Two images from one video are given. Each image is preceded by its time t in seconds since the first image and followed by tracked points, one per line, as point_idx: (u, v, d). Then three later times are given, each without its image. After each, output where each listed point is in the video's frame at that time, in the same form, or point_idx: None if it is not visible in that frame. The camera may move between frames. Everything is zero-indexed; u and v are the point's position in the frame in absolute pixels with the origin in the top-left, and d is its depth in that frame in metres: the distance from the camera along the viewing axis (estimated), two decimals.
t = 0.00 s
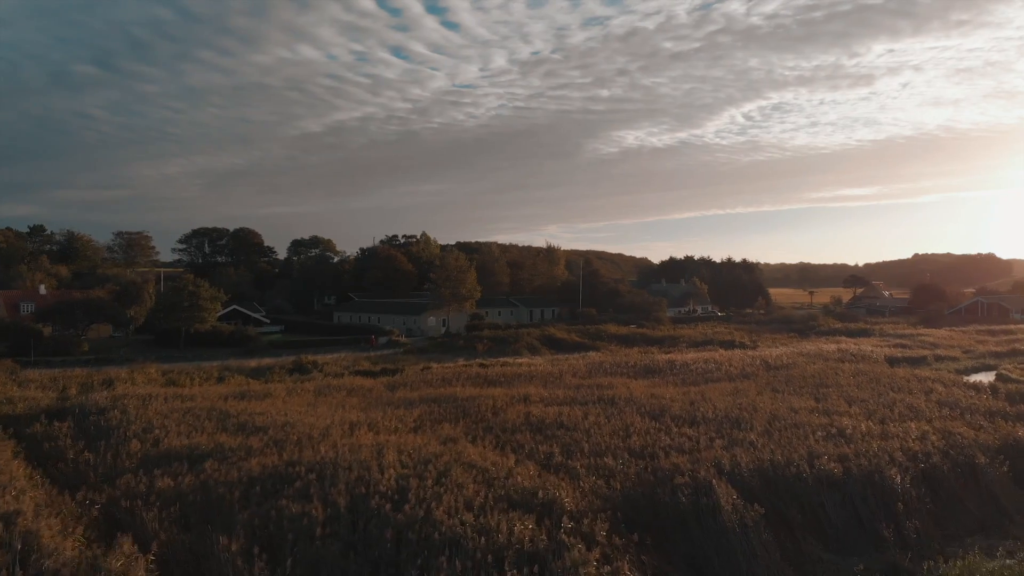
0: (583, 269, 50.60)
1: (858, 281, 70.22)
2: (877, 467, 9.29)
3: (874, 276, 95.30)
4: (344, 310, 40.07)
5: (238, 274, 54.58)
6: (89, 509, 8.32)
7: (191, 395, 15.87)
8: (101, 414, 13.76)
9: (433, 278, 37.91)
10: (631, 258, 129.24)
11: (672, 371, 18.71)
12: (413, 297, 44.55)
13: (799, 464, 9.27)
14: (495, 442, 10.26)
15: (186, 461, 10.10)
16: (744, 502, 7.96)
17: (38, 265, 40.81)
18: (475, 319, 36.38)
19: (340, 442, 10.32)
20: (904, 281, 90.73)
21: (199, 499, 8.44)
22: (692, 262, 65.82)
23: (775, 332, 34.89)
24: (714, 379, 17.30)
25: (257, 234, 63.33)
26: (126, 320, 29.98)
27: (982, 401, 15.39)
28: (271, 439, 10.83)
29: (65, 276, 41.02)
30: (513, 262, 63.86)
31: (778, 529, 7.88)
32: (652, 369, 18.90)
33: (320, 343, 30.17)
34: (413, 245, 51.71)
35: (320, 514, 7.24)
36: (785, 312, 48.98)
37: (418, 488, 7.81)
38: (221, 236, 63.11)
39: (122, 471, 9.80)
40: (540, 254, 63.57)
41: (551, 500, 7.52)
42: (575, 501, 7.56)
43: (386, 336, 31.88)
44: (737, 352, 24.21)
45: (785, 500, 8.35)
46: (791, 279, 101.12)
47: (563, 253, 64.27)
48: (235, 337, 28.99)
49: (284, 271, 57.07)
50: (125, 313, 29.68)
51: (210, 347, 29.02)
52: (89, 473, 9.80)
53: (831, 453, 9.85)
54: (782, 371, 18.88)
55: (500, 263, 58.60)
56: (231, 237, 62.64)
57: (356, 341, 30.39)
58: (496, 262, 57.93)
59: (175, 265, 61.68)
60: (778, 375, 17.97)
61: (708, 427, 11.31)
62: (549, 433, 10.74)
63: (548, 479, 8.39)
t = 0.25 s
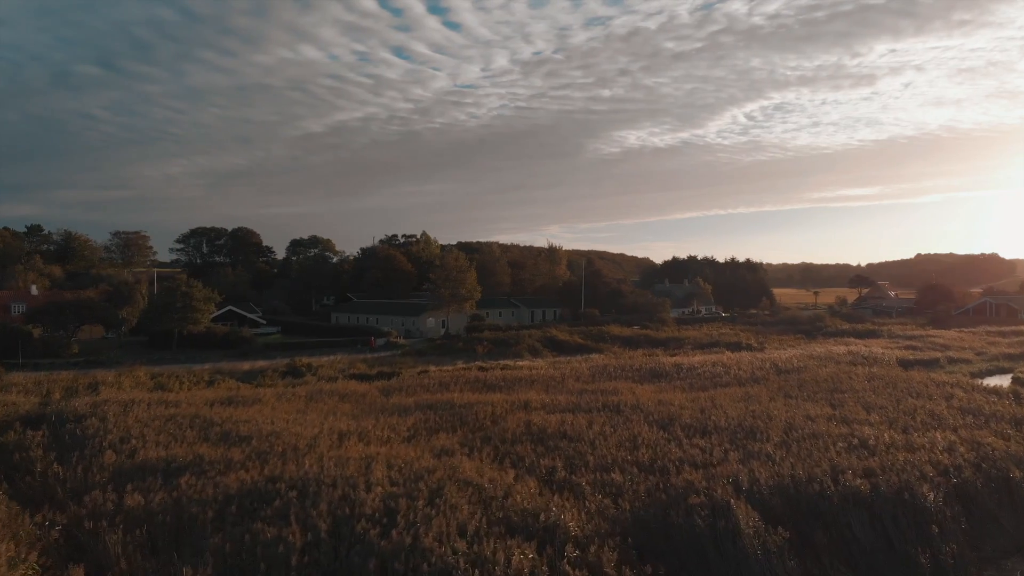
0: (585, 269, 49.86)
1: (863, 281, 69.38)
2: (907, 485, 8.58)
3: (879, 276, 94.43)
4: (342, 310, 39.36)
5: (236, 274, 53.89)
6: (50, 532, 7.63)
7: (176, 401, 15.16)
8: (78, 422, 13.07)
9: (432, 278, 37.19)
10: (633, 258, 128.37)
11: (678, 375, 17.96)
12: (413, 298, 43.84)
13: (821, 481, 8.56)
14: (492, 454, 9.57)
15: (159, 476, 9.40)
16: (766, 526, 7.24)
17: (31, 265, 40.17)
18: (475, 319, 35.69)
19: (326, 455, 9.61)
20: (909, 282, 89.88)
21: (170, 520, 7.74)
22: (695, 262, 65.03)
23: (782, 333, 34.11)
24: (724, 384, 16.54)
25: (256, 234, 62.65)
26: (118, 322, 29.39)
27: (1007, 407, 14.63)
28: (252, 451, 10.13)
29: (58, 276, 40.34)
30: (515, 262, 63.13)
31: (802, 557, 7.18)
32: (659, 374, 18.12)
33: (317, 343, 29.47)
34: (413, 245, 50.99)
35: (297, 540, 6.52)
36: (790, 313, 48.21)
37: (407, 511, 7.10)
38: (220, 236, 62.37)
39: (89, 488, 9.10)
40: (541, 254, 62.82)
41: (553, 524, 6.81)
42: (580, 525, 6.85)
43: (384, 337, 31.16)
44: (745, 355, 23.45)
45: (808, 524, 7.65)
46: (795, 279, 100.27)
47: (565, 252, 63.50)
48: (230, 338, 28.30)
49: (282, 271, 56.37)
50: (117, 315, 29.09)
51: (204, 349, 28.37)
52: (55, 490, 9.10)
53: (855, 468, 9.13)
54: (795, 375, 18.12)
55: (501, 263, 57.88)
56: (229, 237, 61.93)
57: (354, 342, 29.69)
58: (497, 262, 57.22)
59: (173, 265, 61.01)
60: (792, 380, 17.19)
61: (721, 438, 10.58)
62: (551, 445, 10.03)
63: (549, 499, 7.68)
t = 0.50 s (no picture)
0: (588, 269, 49.01)
1: (869, 281, 68.50)
2: (949, 508, 7.75)
3: (885, 276, 93.43)
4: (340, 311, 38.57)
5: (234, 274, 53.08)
6: None
7: (158, 408, 14.36)
8: (49, 432, 12.27)
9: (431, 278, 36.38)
10: (636, 258, 127.39)
11: (687, 380, 17.14)
12: (412, 298, 43.02)
13: (853, 504, 7.73)
14: (490, 471, 8.76)
15: (124, 497, 8.60)
16: (797, 557, 6.42)
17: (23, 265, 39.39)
18: (475, 321, 34.89)
19: (308, 472, 8.82)
20: (916, 282, 88.87)
21: (128, 548, 6.94)
22: (699, 262, 64.17)
23: (790, 335, 33.26)
24: (735, 389, 15.71)
25: (254, 234, 61.87)
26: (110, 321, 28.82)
27: None
28: (228, 468, 9.33)
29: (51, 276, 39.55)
30: (516, 263, 62.27)
31: None
32: (667, 379, 17.28)
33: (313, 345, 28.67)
34: (413, 245, 50.15)
35: None
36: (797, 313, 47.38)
37: (391, 541, 6.28)
38: (218, 236, 61.55)
39: (48, 510, 8.30)
40: (543, 254, 61.95)
41: (557, 559, 5.99)
42: (587, 557, 6.06)
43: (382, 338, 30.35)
44: (755, 358, 22.56)
45: (842, 553, 6.84)
46: (798, 279, 99.33)
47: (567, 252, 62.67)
48: (223, 340, 27.52)
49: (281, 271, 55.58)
50: (110, 314, 28.52)
51: (197, 351, 27.59)
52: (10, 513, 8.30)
53: (888, 488, 8.30)
54: (809, 380, 17.27)
55: (503, 263, 57.04)
56: (228, 237, 61.11)
57: (350, 344, 28.89)
58: (498, 263, 56.42)
59: (170, 265, 60.24)
60: (807, 385, 16.35)
61: (738, 452, 9.76)
62: (553, 460, 9.21)
63: (552, 526, 6.86)
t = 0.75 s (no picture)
0: (591, 269, 48.30)
1: (875, 281, 67.72)
2: (994, 533, 7.03)
3: (890, 276, 92.63)
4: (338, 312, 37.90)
5: (232, 275, 52.40)
6: None
7: (140, 415, 13.70)
8: (21, 441, 11.59)
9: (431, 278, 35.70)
10: (639, 258, 126.48)
11: (694, 385, 16.46)
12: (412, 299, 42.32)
13: (886, 528, 7.04)
14: (488, 489, 8.07)
15: (88, 517, 7.91)
16: None
17: (16, 265, 38.74)
18: (475, 322, 34.20)
19: (289, 491, 8.12)
20: (921, 283, 88.07)
21: None
22: (703, 262, 63.42)
23: (798, 337, 32.56)
24: (746, 395, 15.01)
25: (253, 234, 61.26)
26: (101, 324, 28.12)
27: None
28: (204, 485, 8.64)
29: (44, 277, 38.87)
30: (518, 263, 61.56)
31: None
32: (674, 383, 16.57)
33: (309, 346, 27.98)
34: (413, 244, 49.46)
35: None
36: (803, 315, 46.66)
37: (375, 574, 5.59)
38: (216, 236, 60.88)
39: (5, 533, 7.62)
40: (545, 254, 61.24)
41: None
42: None
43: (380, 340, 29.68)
44: (764, 361, 21.85)
45: None
46: (802, 279, 98.47)
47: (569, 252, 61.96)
48: (218, 342, 26.82)
49: (280, 271, 54.95)
50: (101, 316, 27.83)
51: (191, 353, 26.89)
52: None
53: (923, 508, 7.60)
54: (823, 385, 16.55)
55: (504, 263, 56.34)
56: (227, 237, 60.44)
57: (348, 345, 28.21)
58: (500, 263, 55.77)
59: (168, 266, 59.60)
60: (821, 390, 15.65)
61: (756, 467, 9.07)
62: (555, 475, 8.53)
63: (556, 555, 6.16)
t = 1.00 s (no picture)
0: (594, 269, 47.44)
1: (883, 281, 66.76)
2: None
3: (897, 276, 91.60)
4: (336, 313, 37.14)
5: (230, 275, 51.63)
6: None
7: (118, 424, 12.94)
8: None
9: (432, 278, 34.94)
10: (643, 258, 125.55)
11: (704, 390, 15.66)
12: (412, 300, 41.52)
13: (932, 560, 6.23)
14: (485, 512, 7.30)
15: (40, 544, 7.14)
16: None
17: (8, 265, 37.99)
18: (476, 323, 33.38)
19: (265, 516, 7.36)
20: (929, 283, 87.03)
21: None
22: (708, 262, 62.53)
23: (807, 338, 31.73)
24: (761, 403, 14.18)
25: (252, 234, 60.58)
26: (92, 325, 27.37)
27: None
28: (172, 508, 7.87)
29: (37, 277, 38.15)
30: (521, 263, 60.70)
31: None
32: (683, 389, 15.72)
33: (305, 348, 27.16)
34: (414, 244, 48.65)
35: None
36: (810, 316, 45.79)
37: None
38: (215, 236, 60.15)
39: None
40: (548, 254, 60.39)
41: None
42: None
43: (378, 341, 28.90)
44: (776, 364, 20.98)
45: None
46: (808, 279, 97.46)
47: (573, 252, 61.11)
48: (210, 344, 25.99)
49: (279, 271, 54.26)
50: (92, 317, 27.09)
51: (183, 356, 26.06)
52: None
53: (969, 535, 6.79)
54: (841, 391, 15.71)
55: (506, 263, 55.51)
56: (226, 237, 59.70)
57: (345, 347, 27.40)
58: (502, 263, 54.98)
59: (166, 266, 58.94)
60: (840, 397, 14.81)
61: (778, 486, 8.28)
62: (559, 495, 7.74)
63: None
